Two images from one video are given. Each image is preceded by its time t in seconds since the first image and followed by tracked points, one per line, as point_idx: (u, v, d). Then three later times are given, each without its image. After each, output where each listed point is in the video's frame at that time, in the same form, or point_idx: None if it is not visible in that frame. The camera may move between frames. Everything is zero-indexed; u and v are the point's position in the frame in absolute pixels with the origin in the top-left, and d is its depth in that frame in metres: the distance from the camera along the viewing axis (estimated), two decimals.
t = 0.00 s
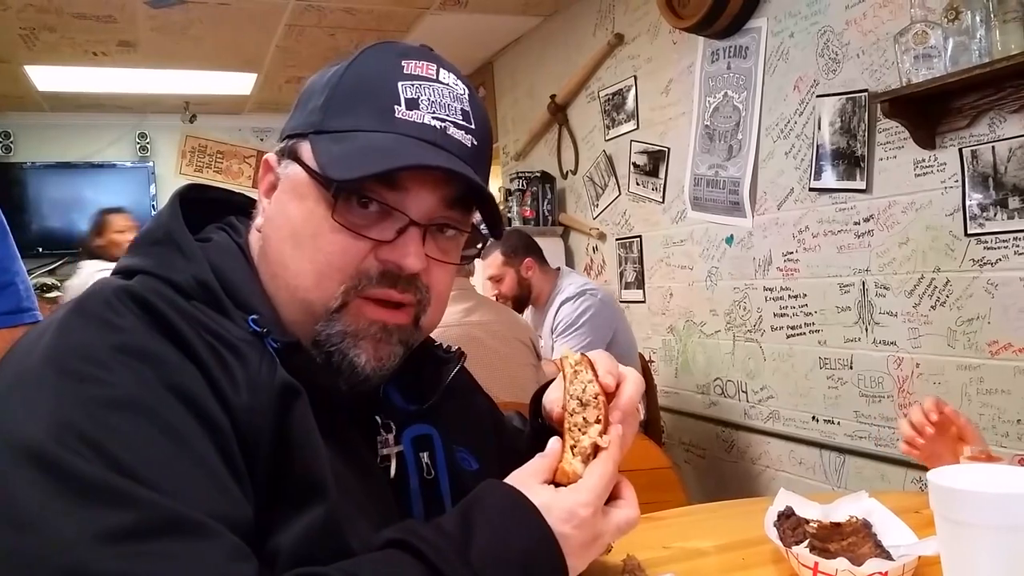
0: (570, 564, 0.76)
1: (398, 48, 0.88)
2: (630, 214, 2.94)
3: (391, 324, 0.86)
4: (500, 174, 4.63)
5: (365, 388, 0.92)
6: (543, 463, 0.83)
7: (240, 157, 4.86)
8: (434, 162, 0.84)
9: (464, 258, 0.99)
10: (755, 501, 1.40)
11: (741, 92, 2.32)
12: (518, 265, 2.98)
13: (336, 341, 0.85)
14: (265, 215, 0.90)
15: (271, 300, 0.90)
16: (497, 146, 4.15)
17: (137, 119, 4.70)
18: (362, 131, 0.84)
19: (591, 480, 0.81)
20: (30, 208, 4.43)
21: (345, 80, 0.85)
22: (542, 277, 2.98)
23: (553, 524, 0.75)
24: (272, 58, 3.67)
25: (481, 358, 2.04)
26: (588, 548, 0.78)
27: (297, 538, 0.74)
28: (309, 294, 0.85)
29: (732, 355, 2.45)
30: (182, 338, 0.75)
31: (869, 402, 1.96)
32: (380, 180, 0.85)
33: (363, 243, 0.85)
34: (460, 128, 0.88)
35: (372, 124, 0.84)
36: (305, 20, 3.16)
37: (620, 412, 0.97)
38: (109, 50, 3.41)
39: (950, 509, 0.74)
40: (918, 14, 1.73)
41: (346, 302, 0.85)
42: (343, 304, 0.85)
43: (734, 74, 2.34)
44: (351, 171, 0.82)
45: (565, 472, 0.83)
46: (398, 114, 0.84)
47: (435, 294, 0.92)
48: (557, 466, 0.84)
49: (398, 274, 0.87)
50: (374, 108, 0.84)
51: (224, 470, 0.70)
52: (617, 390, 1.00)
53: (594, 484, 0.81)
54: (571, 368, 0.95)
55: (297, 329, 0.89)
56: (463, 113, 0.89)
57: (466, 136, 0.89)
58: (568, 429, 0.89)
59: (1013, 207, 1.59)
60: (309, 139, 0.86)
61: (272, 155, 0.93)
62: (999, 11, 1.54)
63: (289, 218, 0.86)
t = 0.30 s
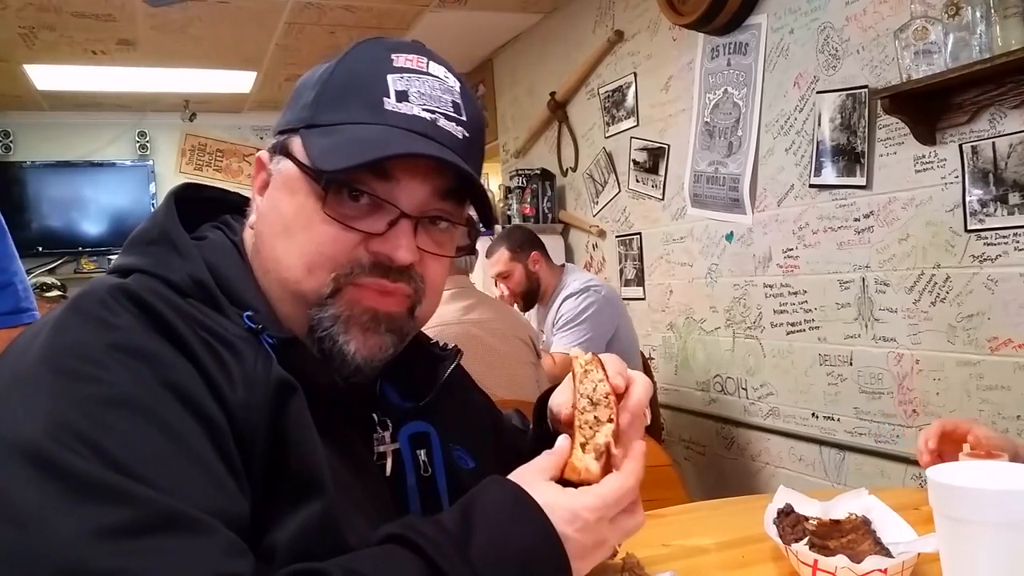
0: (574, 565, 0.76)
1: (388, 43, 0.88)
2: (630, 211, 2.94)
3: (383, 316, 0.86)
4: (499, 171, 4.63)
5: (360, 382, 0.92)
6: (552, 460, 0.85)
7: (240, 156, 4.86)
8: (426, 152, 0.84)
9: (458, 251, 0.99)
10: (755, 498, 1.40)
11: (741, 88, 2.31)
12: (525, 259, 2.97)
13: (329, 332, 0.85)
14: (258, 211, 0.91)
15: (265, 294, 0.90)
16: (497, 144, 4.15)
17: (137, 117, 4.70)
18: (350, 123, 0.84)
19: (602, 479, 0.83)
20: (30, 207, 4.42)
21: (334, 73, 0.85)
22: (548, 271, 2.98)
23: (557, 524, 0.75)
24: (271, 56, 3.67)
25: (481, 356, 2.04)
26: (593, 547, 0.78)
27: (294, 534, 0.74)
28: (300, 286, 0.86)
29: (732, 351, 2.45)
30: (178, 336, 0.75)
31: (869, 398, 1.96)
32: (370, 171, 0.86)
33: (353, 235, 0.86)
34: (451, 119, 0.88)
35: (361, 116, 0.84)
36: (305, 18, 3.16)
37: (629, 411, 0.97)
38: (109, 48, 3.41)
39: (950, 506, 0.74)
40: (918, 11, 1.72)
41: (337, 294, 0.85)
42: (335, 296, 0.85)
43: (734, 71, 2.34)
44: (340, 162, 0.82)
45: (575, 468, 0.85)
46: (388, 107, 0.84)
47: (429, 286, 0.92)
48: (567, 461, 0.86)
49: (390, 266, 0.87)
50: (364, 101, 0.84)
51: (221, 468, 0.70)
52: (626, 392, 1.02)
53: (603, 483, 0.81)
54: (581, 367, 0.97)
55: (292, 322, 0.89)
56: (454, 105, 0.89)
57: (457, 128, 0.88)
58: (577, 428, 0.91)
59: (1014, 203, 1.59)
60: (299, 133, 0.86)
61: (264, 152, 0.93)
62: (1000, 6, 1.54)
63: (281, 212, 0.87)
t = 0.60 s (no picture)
0: (577, 534, 0.77)
1: (408, 56, 0.88)
2: (629, 210, 2.94)
3: (428, 329, 0.89)
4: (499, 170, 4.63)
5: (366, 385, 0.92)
6: (549, 432, 0.86)
7: (239, 156, 4.86)
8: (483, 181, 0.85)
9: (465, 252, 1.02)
10: (756, 496, 1.40)
11: (740, 86, 2.31)
12: (525, 257, 2.97)
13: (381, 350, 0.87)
14: (281, 227, 0.87)
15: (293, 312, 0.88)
16: (496, 143, 4.15)
17: (136, 117, 4.69)
18: (398, 149, 0.83)
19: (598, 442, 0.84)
20: (29, 207, 4.42)
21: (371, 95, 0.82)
22: (548, 269, 2.98)
23: (555, 493, 0.76)
24: (270, 56, 3.67)
25: (480, 355, 2.04)
26: (596, 513, 0.78)
27: (297, 530, 0.75)
28: (347, 309, 0.85)
29: (732, 350, 2.45)
30: (177, 334, 0.75)
31: (869, 396, 1.97)
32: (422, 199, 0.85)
33: (405, 260, 0.85)
34: (479, 137, 0.91)
35: (409, 144, 0.83)
36: (303, 17, 3.15)
37: (618, 384, 1.02)
38: (107, 48, 3.40)
39: (950, 504, 0.74)
40: (917, 8, 1.72)
41: (389, 315, 0.86)
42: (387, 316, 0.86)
43: (733, 69, 2.33)
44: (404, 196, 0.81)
45: (573, 435, 0.86)
46: (431, 132, 0.85)
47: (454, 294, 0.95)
48: (563, 430, 0.87)
49: (436, 283, 0.88)
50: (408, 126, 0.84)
51: (222, 463, 0.70)
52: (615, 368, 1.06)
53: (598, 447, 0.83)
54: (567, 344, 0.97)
55: (326, 338, 0.89)
56: (477, 121, 0.92)
57: (484, 145, 0.92)
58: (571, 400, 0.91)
59: (1013, 199, 1.59)
60: (335, 155, 0.83)
61: (270, 161, 0.87)
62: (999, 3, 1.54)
63: (319, 235, 0.84)
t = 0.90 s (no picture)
0: (583, 546, 0.77)
1: (402, 48, 0.90)
2: (632, 210, 2.94)
3: (414, 315, 0.87)
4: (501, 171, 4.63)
5: (373, 382, 0.92)
6: (561, 442, 0.85)
7: (242, 157, 4.87)
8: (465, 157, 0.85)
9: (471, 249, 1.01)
10: (759, 496, 1.40)
11: (742, 86, 2.31)
12: (527, 259, 2.96)
13: (368, 332, 0.86)
14: (278, 215, 0.89)
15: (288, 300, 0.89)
16: (498, 144, 4.15)
17: (139, 119, 4.70)
18: (382, 128, 0.84)
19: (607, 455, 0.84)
20: (33, 210, 4.44)
21: (357, 77, 0.84)
22: (551, 271, 2.98)
23: (564, 506, 0.76)
24: (272, 58, 3.67)
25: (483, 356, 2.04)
26: (603, 526, 0.79)
27: (303, 532, 0.75)
28: (334, 290, 0.85)
29: (735, 350, 2.45)
30: (184, 335, 0.75)
31: (872, 395, 1.96)
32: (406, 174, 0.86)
33: (390, 238, 0.85)
34: (475, 124, 0.91)
35: (394, 121, 0.84)
36: (306, 19, 3.16)
37: (628, 393, 1.01)
38: (110, 51, 3.41)
39: (954, 505, 0.74)
40: (919, 6, 1.71)
41: (374, 295, 0.85)
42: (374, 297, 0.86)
43: (735, 68, 2.33)
44: (384, 169, 0.82)
45: (583, 447, 0.85)
46: (419, 111, 0.86)
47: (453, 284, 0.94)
48: (574, 441, 0.87)
49: (425, 265, 0.88)
50: (395, 106, 0.85)
51: (230, 464, 0.70)
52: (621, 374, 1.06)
53: (607, 460, 0.83)
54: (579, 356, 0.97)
55: (319, 327, 0.89)
56: (473, 110, 0.93)
57: (480, 132, 0.92)
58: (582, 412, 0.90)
59: (1017, 198, 1.58)
60: (325, 137, 0.85)
61: (272, 155, 0.91)
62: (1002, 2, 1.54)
63: (309, 216, 0.85)
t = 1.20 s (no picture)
0: (584, 551, 0.77)
1: (406, 48, 0.89)
2: (634, 210, 2.94)
3: (413, 321, 0.88)
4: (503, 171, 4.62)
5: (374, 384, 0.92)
6: (558, 449, 0.85)
7: (245, 157, 4.87)
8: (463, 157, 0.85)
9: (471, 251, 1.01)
10: (762, 496, 1.40)
11: (745, 86, 2.31)
12: (530, 261, 2.95)
13: (364, 333, 0.86)
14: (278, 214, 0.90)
15: (287, 298, 0.90)
16: (501, 144, 4.15)
17: (142, 119, 4.71)
18: (382, 130, 0.85)
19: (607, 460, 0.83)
20: (36, 209, 4.45)
21: (358, 80, 0.85)
22: (554, 272, 2.97)
23: (564, 511, 0.76)
24: (275, 58, 3.68)
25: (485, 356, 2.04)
26: (604, 532, 0.78)
27: (303, 536, 0.75)
28: (330, 290, 0.86)
29: (738, 350, 2.44)
30: (185, 338, 0.75)
31: (874, 396, 1.96)
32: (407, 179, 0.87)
33: (387, 240, 0.86)
34: (475, 126, 0.90)
35: (394, 123, 0.84)
36: (309, 19, 3.16)
37: (626, 398, 1.02)
38: (113, 51, 3.42)
39: (957, 506, 0.74)
40: (922, 6, 1.71)
41: (371, 299, 0.86)
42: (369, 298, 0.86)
43: (738, 68, 2.33)
44: (382, 172, 0.82)
45: (583, 452, 0.85)
46: (418, 113, 0.85)
47: (450, 286, 0.94)
48: (575, 446, 0.86)
49: (423, 269, 0.88)
50: (394, 107, 0.85)
51: (230, 467, 0.70)
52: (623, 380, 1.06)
53: (608, 464, 0.83)
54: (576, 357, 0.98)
55: (317, 326, 0.90)
56: (475, 112, 0.91)
57: (480, 133, 0.91)
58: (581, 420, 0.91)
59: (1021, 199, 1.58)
60: (326, 137, 0.86)
61: (275, 153, 0.91)
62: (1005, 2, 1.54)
63: (307, 216, 0.86)
